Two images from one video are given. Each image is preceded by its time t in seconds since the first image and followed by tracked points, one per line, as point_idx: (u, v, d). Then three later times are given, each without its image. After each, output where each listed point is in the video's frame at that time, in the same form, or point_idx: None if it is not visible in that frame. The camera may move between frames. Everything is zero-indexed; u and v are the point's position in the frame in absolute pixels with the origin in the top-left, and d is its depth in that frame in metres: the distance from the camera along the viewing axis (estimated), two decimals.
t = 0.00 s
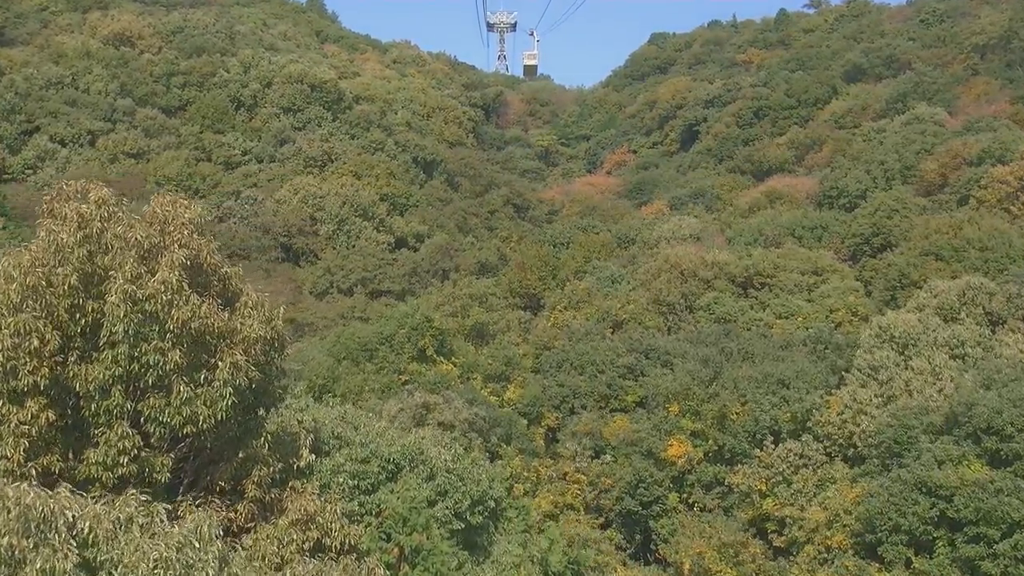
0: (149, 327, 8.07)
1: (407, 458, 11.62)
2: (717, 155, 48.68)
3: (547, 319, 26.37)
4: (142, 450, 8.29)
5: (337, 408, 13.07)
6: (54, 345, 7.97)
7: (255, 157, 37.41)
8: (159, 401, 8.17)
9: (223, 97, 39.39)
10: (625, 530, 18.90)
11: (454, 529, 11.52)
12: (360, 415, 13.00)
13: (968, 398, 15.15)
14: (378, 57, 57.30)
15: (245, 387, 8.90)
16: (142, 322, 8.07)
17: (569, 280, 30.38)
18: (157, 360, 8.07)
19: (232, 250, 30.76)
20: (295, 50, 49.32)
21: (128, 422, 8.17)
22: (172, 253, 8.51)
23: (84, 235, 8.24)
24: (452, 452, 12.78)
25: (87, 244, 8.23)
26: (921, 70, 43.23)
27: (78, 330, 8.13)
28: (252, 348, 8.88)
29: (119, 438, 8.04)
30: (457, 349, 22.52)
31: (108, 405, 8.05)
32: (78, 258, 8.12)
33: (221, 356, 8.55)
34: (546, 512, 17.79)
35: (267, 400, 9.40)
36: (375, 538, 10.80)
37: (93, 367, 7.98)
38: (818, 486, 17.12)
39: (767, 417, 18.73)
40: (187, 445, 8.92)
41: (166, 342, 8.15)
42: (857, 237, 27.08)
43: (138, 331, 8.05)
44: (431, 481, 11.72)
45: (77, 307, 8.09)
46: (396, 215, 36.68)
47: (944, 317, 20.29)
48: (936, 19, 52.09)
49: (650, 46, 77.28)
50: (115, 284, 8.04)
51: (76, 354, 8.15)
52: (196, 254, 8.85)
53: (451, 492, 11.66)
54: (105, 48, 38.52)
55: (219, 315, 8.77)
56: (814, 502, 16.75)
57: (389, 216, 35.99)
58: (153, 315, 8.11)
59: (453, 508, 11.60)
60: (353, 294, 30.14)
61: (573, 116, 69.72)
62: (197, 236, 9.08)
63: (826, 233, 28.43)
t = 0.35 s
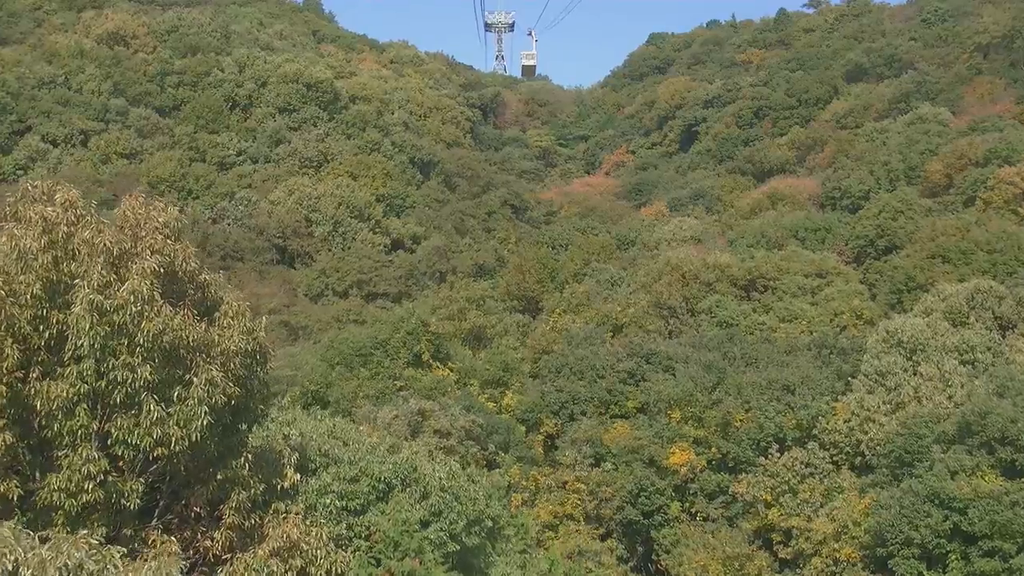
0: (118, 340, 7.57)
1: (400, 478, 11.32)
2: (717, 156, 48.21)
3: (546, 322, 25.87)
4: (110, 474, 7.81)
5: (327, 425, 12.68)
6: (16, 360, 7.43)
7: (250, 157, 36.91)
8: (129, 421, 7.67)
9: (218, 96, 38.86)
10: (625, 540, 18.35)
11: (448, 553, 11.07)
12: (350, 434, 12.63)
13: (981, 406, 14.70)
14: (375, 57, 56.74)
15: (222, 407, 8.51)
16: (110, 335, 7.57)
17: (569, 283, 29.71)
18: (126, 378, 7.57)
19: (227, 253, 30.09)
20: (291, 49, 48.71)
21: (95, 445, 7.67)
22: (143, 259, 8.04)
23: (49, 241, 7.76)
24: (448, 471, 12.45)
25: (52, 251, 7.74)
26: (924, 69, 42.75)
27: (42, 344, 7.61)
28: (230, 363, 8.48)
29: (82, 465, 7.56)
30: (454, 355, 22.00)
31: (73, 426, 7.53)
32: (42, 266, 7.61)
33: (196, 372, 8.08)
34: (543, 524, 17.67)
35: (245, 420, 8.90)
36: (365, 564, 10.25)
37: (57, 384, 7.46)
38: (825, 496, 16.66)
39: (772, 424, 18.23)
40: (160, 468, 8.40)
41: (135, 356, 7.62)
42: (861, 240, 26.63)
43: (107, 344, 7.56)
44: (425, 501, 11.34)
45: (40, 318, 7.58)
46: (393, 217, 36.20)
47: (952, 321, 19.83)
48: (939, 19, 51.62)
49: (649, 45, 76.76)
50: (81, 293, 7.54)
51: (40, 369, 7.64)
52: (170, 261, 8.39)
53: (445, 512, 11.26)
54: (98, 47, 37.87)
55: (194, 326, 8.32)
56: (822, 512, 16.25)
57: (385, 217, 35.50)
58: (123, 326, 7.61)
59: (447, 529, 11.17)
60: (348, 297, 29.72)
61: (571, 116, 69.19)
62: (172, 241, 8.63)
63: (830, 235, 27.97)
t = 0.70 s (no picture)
0: (83, 356, 7.17)
1: (392, 499, 10.90)
2: (718, 156, 47.72)
3: (546, 327, 25.34)
4: (72, 503, 7.33)
5: (316, 441, 12.20)
6: None
7: (246, 158, 36.38)
8: (93, 446, 7.23)
9: (213, 96, 38.30)
10: (627, 550, 17.86)
11: None
12: (342, 451, 12.16)
13: (995, 414, 14.22)
14: (373, 57, 56.19)
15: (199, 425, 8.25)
16: (75, 351, 7.17)
17: (569, 286, 29.20)
18: (92, 398, 7.17)
19: (220, 254, 29.57)
20: (287, 49, 48.15)
21: (57, 470, 7.19)
22: (113, 268, 7.67)
23: (8, 246, 7.29)
24: (444, 488, 11.76)
25: (13, 258, 7.28)
26: (928, 68, 42.26)
27: None
28: (207, 377, 8.21)
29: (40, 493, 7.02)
30: (451, 360, 21.23)
31: (31, 449, 7.01)
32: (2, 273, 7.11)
33: (168, 391, 7.73)
34: (543, 534, 17.00)
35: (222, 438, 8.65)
36: None
37: (14, 405, 6.95)
38: (833, 506, 16.18)
39: (778, 432, 17.74)
40: (127, 494, 7.86)
41: (102, 375, 7.24)
42: (866, 242, 26.18)
43: (70, 360, 7.16)
44: (419, 523, 10.83)
45: None
46: (390, 218, 35.71)
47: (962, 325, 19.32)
48: (941, 18, 51.17)
49: (648, 45, 76.26)
50: (44, 304, 7.09)
51: None
52: (142, 268, 8.01)
53: (440, 535, 10.74)
54: (92, 46, 37.27)
55: (169, 338, 8.04)
56: (830, 523, 15.78)
57: (382, 218, 34.99)
58: (88, 341, 7.21)
59: (443, 553, 10.64)
60: (344, 300, 29.21)
61: (570, 117, 68.69)
62: (146, 247, 8.24)
63: (834, 237, 27.50)
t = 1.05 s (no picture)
0: (41, 377, 6.84)
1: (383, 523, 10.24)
2: (719, 156, 47.22)
3: (545, 331, 24.80)
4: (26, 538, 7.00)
5: (303, 460, 11.69)
6: None
7: (241, 158, 35.81)
8: (49, 475, 6.91)
9: (208, 95, 37.77)
10: (629, 562, 17.19)
11: None
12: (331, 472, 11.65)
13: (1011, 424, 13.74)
14: (371, 57, 55.67)
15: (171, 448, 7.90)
16: (31, 371, 6.83)
17: (569, 288, 28.63)
18: (48, 423, 6.83)
19: (214, 256, 29.09)
20: (284, 48, 47.59)
21: (10, 502, 6.91)
22: (74, 277, 7.39)
23: None
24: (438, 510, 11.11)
25: None
26: (931, 67, 41.79)
27: None
28: (179, 397, 7.84)
29: None
30: (448, 366, 20.77)
31: None
32: None
33: (134, 415, 7.36)
34: (543, 546, 16.32)
35: (195, 463, 8.32)
36: None
37: None
38: (842, 517, 15.75)
39: (785, 440, 17.27)
40: (89, 526, 7.59)
41: (60, 398, 6.89)
42: (872, 244, 25.71)
43: (25, 381, 6.81)
44: (412, 548, 10.25)
45: None
46: (387, 219, 35.21)
47: (973, 331, 18.85)
48: (944, 18, 50.76)
49: (648, 45, 75.78)
50: None
51: None
52: (109, 277, 7.72)
53: (435, 561, 10.15)
54: (86, 45, 36.73)
55: (138, 355, 7.67)
56: (840, 533, 15.38)
57: (379, 219, 34.47)
58: (46, 360, 6.89)
59: None
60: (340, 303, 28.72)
61: (569, 117, 68.18)
62: (112, 256, 8.00)
63: (839, 239, 27.01)
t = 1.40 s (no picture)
0: None
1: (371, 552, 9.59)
2: (721, 156, 46.71)
3: (545, 334, 24.28)
4: None
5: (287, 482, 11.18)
6: None
7: (237, 158, 35.27)
8: None
9: (204, 94, 37.25)
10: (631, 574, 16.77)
11: None
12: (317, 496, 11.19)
13: None
14: (369, 56, 55.18)
15: (138, 474, 7.41)
16: None
17: (569, 291, 28.14)
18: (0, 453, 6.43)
19: (209, 257, 28.58)
20: (281, 47, 47.07)
21: None
22: (26, 291, 6.88)
23: None
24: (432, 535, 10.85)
25: None
26: (935, 66, 41.33)
27: None
28: (147, 420, 7.24)
29: None
30: (446, 372, 20.32)
31: None
32: None
33: (94, 442, 6.87)
34: (543, 558, 15.93)
35: (170, 488, 7.67)
36: None
37: None
38: (851, 528, 15.35)
39: (792, 448, 16.77)
40: (45, 564, 7.03)
41: (10, 425, 6.51)
42: (877, 245, 25.23)
43: None
44: None
45: None
46: (384, 220, 34.70)
47: (984, 335, 18.39)
48: (947, 17, 50.28)
49: (647, 45, 75.29)
50: None
51: None
52: (68, 289, 7.15)
53: None
54: (80, 44, 36.20)
55: (102, 375, 7.13)
56: (848, 546, 15.01)
57: (376, 220, 33.94)
58: None
59: None
60: (336, 305, 28.24)
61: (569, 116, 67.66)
62: (76, 265, 7.39)
63: (844, 241, 26.54)
